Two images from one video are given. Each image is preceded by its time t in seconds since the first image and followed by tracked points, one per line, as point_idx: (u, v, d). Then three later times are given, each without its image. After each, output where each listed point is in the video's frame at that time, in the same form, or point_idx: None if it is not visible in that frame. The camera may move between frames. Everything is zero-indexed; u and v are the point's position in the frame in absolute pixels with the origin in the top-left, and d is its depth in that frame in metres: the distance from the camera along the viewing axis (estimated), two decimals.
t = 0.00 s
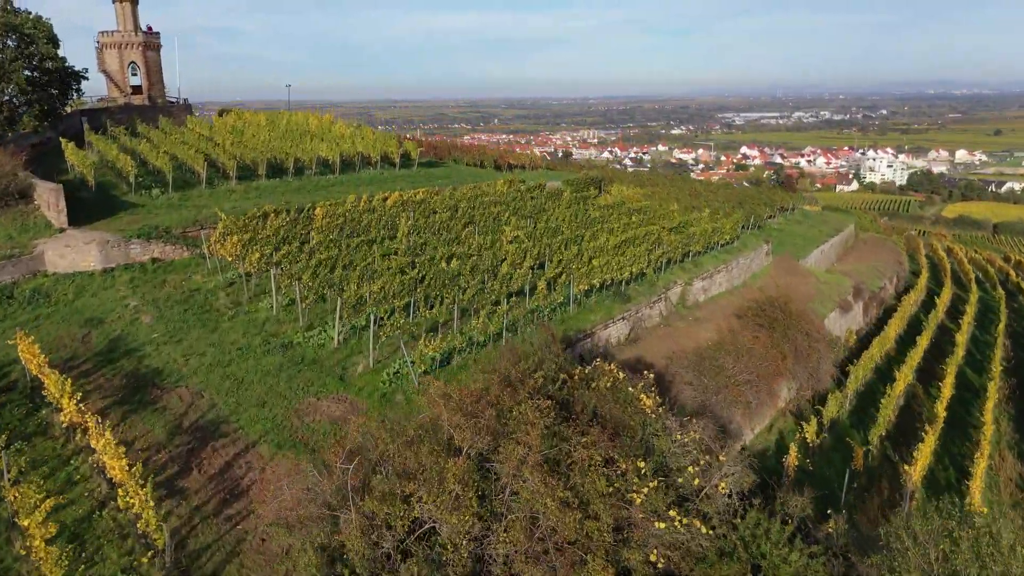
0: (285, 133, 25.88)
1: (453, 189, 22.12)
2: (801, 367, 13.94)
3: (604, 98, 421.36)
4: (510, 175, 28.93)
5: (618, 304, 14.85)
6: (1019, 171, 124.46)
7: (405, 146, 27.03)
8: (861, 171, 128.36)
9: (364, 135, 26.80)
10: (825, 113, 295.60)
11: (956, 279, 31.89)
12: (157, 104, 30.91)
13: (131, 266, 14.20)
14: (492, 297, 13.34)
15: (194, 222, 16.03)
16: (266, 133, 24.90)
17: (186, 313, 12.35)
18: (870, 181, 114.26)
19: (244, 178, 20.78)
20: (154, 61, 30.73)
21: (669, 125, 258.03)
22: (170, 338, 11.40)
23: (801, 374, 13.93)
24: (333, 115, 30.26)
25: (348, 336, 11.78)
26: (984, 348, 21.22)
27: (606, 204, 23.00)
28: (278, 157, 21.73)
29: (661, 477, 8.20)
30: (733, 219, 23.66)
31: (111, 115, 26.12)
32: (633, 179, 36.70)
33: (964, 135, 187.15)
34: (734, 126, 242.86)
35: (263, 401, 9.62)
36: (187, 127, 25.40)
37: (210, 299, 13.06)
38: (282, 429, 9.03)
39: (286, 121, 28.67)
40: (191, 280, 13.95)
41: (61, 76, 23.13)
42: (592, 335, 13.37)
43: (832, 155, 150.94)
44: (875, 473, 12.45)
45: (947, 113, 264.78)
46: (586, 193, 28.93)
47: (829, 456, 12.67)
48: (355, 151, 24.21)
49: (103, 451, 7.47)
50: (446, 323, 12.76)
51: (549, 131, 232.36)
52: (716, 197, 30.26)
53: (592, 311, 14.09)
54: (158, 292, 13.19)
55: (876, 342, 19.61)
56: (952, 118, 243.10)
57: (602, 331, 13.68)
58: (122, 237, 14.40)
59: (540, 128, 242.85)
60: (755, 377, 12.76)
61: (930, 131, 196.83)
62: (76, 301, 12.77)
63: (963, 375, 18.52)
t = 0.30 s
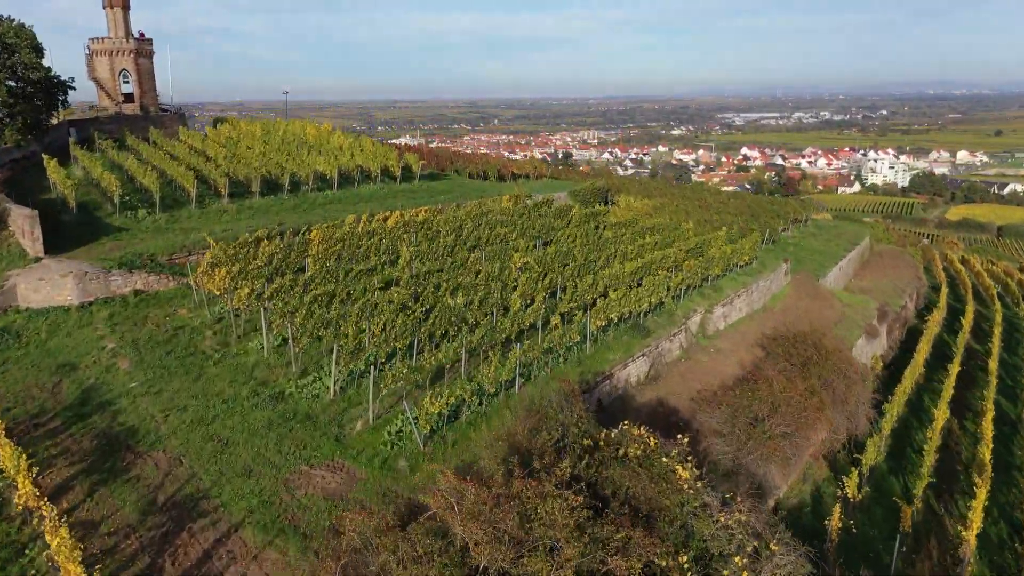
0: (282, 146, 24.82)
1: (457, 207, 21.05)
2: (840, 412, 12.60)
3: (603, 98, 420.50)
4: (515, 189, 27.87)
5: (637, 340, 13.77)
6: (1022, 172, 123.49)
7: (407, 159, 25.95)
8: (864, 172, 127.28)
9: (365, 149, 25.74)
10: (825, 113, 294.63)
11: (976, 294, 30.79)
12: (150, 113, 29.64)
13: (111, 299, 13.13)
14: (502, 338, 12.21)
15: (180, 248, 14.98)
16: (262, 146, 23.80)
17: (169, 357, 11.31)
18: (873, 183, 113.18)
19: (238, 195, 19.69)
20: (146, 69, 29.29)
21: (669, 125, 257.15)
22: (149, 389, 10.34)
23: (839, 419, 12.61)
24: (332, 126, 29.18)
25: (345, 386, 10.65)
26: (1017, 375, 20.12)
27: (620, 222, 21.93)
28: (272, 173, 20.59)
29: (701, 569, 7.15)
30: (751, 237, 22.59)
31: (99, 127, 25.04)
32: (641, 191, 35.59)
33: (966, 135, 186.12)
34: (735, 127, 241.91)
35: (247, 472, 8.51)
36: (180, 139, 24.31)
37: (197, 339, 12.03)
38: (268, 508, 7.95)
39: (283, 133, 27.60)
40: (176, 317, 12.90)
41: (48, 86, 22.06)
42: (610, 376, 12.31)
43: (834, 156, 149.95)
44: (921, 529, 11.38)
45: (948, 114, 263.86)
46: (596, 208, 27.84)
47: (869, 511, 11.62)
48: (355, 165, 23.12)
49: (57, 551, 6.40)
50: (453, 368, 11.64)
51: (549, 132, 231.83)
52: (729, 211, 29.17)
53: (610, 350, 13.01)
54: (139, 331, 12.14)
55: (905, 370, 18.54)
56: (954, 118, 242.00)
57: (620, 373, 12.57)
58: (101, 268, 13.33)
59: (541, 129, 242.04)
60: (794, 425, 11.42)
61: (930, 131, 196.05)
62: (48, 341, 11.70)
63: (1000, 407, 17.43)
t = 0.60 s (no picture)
0: (275, 159, 23.66)
1: (460, 227, 19.96)
2: (888, 464, 11.30)
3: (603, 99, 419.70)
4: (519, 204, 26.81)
5: (658, 384, 12.64)
6: None
7: (407, 173, 24.81)
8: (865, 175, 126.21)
9: (362, 163, 24.61)
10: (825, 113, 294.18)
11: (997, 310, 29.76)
12: (140, 123, 28.18)
13: (84, 340, 11.98)
14: (514, 389, 11.08)
15: (162, 278, 13.80)
16: (255, 160, 22.65)
17: (142, 411, 10.15)
18: (870, 184, 112.10)
19: (227, 215, 18.52)
20: (136, 77, 27.50)
21: (669, 126, 256.20)
22: (117, 454, 9.17)
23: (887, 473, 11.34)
24: (328, 138, 28.03)
25: (340, 449, 9.52)
26: None
27: (632, 243, 20.78)
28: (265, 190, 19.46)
29: None
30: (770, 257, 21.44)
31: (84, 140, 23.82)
32: (649, 203, 34.39)
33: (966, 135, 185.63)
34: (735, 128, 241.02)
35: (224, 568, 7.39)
36: (168, 153, 23.16)
37: (176, 387, 10.88)
38: None
39: (278, 144, 26.42)
40: (155, 360, 11.76)
41: (27, 97, 20.81)
42: (632, 430, 11.16)
43: (835, 157, 149.00)
44: None
45: (948, 114, 263.22)
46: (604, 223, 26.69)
47: None
48: (352, 181, 22.00)
49: None
50: (460, 423, 10.51)
51: (549, 133, 230.62)
52: (743, 228, 28.01)
53: (631, 398, 11.88)
54: (112, 378, 11.00)
55: (937, 402, 17.43)
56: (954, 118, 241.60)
57: (642, 424, 11.42)
58: (74, 305, 12.17)
59: (540, 130, 240.74)
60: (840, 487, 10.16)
61: (930, 132, 195.39)
62: (10, 392, 10.55)
63: None
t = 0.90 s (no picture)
0: (268, 172, 22.64)
1: (462, 249, 19.00)
2: (937, 523, 10.25)
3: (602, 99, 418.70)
4: (521, 219, 25.83)
5: (681, 430, 11.62)
6: None
7: (405, 186, 23.80)
8: (865, 176, 125.31)
9: (359, 179, 23.62)
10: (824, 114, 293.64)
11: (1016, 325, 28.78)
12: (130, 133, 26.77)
13: (52, 384, 10.89)
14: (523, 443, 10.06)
15: (141, 309, 12.73)
16: (247, 171, 21.60)
17: (111, 471, 9.09)
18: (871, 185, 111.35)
19: (215, 232, 17.45)
20: (127, 84, 26.15)
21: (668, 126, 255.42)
22: (77, 527, 8.09)
23: (936, 532, 10.27)
24: (324, 149, 27.03)
25: (329, 520, 8.48)
26: None
27: (643, 265, 19.78)
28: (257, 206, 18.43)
29: None
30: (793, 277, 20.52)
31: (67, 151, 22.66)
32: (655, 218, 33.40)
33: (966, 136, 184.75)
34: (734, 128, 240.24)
35: None
36: (156, 166, 22.08)
37: (151, 441, 9.82)
38: None
39: (271, 155, 25.39)
40: (130, 406, 10.70)
41: (7, 106, 19.63)
42: (655, 486, 10.13)
43: (835, 158, 148.27)
44: None
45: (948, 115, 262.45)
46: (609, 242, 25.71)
47: None
48: (348, 197, 20.99)
49: None
50: (464, 483, 9.49)
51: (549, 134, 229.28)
52: (754, 246, 27.06)
53: (652, 448, 10.86)
54: (79, 431, 9.92)
55: (970, 434, 16.40)
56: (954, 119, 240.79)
57: (664, 478, 10.40)
58: (42, 345, 11.06)
59: (540, 131, 239.63)
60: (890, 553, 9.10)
61: (930, 132, 194.82)
62: None
63: None
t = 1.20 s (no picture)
0: (264, 187, 21.71)
1: (467, 271, 18.06)
2: None
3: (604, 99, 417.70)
4: (527, 233, 24.85)
5: (708, 483, 10.60)
6: None
7: (407, 199, 22.87)
8: (870, 176, 124.20)
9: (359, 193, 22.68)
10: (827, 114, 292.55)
11: None
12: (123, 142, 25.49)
13: (17, 436, 9.87)
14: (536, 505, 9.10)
15: (121, 343, 11.60)
16: (241, 184, 20.61)
17: (76, 544, 8.10)
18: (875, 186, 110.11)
19: (205, 252, 16.38)
20: (120, 92, 24.85)
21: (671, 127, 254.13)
22: None
23: None
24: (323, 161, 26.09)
25: None
26: None
27: (657, 288, 18.81)
28: (250, 224, 17.42)
29: None
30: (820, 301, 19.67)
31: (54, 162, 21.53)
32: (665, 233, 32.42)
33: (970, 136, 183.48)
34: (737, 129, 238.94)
35: None
36: (146, 179, 21.05)
37: (123, 503, 8.81)
38: None
39: (268, 167, 24.45)
40: (104, 458, 9.71)
41: None
42: (682, 554, 9.13)
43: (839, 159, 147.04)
44: None
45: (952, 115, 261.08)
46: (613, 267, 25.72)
47: None
48: (347, 214, 20.02)
49: None
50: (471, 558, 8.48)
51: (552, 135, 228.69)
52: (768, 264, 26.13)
53: (678, 509, 9.84)
54: (43, 492, 8.91)
55: (1008, 470, 15.37)
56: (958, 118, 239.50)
57: (689, 544, 9.32)
58: (8, 391, 10.00)
59: (541, 131, 238.68)
60: None
61: (933, 132, 193.47)
62: None
63: None
